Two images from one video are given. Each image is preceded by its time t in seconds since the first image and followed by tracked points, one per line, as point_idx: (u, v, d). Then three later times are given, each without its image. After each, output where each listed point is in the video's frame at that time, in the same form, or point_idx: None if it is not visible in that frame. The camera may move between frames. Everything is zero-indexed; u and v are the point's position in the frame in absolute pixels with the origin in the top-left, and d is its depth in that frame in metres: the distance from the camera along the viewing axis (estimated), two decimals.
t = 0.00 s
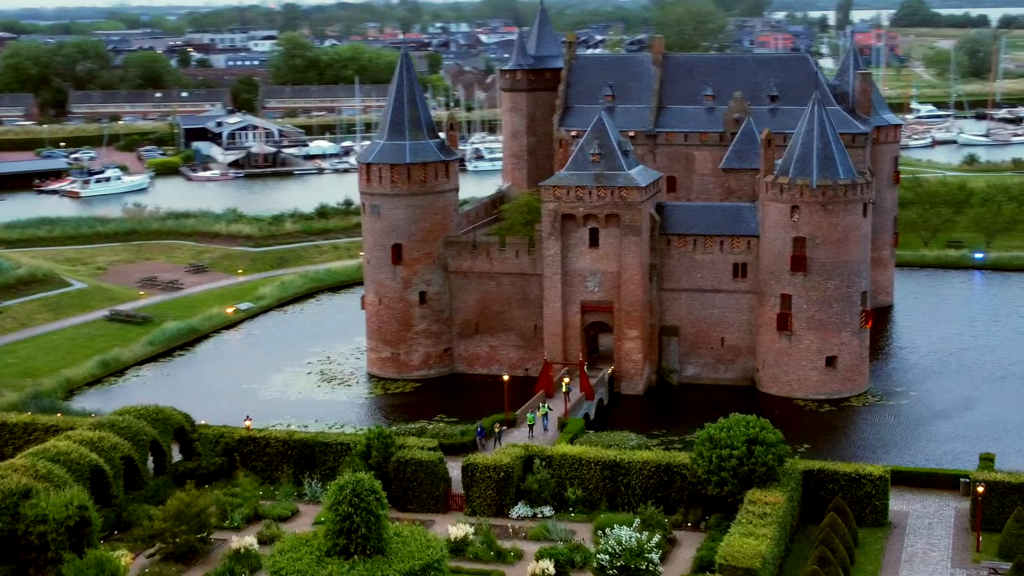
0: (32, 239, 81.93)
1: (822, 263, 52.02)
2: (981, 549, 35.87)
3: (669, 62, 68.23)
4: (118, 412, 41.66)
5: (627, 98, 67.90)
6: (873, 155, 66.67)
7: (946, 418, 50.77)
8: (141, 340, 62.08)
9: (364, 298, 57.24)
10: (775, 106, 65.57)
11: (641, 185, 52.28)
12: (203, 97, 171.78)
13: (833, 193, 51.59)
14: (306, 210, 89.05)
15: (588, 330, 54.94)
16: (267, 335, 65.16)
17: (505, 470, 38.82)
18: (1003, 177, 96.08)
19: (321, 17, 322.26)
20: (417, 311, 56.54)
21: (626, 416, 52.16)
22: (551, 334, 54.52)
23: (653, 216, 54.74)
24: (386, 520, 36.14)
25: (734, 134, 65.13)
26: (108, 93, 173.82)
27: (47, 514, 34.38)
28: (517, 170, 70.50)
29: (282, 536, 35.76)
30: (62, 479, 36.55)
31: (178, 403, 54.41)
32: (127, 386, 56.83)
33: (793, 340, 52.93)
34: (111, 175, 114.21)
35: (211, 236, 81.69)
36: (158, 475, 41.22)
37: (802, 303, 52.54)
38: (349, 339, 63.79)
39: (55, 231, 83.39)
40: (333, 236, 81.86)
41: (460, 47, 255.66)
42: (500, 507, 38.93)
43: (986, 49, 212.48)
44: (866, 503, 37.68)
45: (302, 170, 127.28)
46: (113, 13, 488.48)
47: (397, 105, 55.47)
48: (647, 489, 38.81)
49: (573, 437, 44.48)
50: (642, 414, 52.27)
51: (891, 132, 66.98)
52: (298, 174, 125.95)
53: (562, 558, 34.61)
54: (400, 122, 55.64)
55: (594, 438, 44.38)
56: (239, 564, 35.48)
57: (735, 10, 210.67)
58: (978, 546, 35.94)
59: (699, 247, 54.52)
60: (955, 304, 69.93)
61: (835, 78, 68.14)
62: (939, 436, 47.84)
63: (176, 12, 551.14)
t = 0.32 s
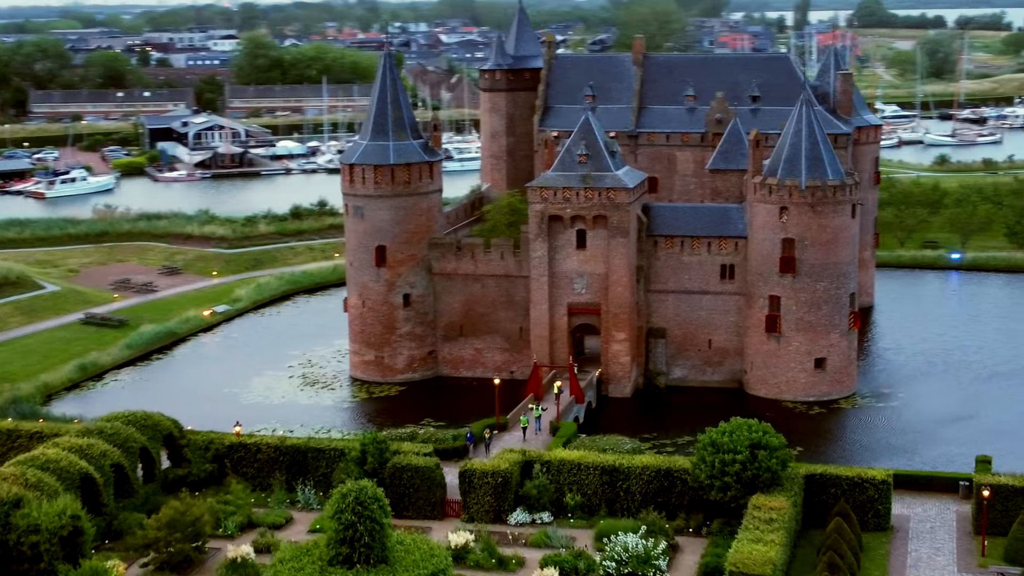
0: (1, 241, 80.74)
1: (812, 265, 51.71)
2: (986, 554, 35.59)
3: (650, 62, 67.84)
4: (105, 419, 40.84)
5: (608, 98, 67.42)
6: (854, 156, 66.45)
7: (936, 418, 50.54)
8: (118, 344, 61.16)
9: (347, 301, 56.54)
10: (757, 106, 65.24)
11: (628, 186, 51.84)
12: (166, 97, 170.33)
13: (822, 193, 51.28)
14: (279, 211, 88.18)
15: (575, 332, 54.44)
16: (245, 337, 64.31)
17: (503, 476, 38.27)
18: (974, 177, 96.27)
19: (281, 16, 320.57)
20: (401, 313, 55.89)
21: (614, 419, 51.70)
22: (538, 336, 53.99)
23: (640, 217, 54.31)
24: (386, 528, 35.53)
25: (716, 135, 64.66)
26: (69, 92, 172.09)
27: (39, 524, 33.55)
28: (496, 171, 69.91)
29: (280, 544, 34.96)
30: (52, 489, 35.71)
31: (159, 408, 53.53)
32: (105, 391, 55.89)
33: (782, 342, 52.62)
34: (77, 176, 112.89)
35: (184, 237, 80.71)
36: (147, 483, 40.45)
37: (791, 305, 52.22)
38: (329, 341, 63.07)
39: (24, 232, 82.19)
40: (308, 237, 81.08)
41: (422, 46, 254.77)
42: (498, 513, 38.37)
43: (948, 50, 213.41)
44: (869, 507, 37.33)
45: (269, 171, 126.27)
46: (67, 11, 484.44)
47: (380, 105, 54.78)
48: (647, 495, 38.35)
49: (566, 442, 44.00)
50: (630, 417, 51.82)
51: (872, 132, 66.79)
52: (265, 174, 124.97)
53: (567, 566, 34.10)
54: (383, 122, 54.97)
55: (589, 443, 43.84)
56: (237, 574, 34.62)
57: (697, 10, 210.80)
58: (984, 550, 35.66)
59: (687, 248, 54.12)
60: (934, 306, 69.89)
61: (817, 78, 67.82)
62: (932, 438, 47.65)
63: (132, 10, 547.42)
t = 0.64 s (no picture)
0: None
1: (799, 267, 51.36)
2: (990, 560, 35.26)
3: (629, 63, 67.43)
4: (90, 426, 39.91)
5: (587, 99, 66.96)
6: (834, 157, 66.20)
7: (927, 418, 50.19)
8: (93, 349, 60.18)
9: (328, 304, 55.76)
10: (737, 107, 64.90)
11: (615, 188, 51.38)
12: (127, 96, 168.71)
13: (809, 196, 50.95)
14: (250, 213, 87.26)
15: (560, 335, 53.89)
16: (221, 341, 63.42)
17: (500, 484, 37.66)
18: (946, 178, 96.37)
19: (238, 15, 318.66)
20: (383, 317, 55.14)
21: (601, 423, 51.18)
22: (523, 340, 53.38)
23: (626, 219, 53.81)
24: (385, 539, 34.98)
25: (698, 136, 64.45)
26: (28, 92, 170.15)
27: (29, 537, 32.65)
28: (473, 172, 69.30)
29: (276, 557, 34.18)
30: (41, 500, 34.80)
31: (138, 414, 52.57)
32: (82, 397, 54.92)
33: (769, 345, 52.23)
34: (40, 177, 111.40)
35: (155, 239, 79.68)
36: (134, 492, 39.55)
37: (778, 308, 51.83)
38: (308, 344, 62.31)
39: None
40: (280, 240, 80.22)
41: (382, 46, 253.69)
42: (495, 521, 37.76)
43: (907, 51, 214.32)
44: (870, 513, 36.96)
45: (235, 172, 125.14)
46: (20, 10, 480.03)
47: (362, 105, 54.07)
48: (646, 501, 37.87)
49: (558, 448, 43.49)
50: (617, 422, 51.26)
51: (852, 134, 66.57)
52: (231, 176, 123.84)
53: None
54: (365, 123, 54.20)
55: (581, 449, 43.29)
56: None
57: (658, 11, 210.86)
58: (988, 556, 35.33)
59: (673, 251, 53.66)
60: (912, 308, 69.81)
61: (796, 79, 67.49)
62: (923, 441, 47.34)
63: (85, 9, 543.03)
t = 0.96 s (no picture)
0: None
1: (780, 270, 51.01)
2: (988, 567, 34.89)
3: (602, 64, 66.97)
4: (68, 436, 38.92)
5: (559, 100, 66.46)
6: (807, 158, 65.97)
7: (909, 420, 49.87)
8: (60, 355, 59.09)
9: (302, 309, 54.89)
10: (710, 108, 64.60)
11: (594, 190, 50.88)
12: (80, 96, 166.70)
13: (790, 198, 50.60)
14: (214, 215, 86.14)
15: (538, 340, 53.27)
16: (190, 346, 62.40)
17: (490, 492, 37.02)
18: (910, 179, 96.45)
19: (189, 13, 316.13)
20: (359, 322, 54.34)
21: (582, 428, 50.61)
22: (501, 344, 52.71)
23: (604, 221, 53.25)
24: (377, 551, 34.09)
25: (670, 136, 64.05)
26: None
27: (13, 552, 31.61)
28: (444, 174, 68.61)
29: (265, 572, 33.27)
30: (21, 513, 33.77)
31: (108, 422, 51.49)
32: (50, 405, 53.80)
33: (750, 348, 51.81)
34: None
35: (118, 242, 78.49)
36: (113, 503, 38.59)
37: (759, 311, 51.43)
38: (279, 349, 61.40)
39: None
40: (245, 242, 79.23)
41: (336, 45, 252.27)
42: (485, 531, 37.08)
43: (860, 52, 215.26)
44: (865, 519, 36.51)
45: (193, 173, 123.78)
46: None
47: (337, 106, 53.30)
48: (638, 509, 37.34)
49: (544, 454, 42.93)
50: (597, 426, 50.65)
51: (825, 135, 66.37)
52: (188, 177, 122.49)
53: None
54: (339, 125, 53.39)
55: (566, 456, 42.68)
56: None
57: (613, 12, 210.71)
58: (985, 563, 34.96)
59: (652, 253, 53.15)
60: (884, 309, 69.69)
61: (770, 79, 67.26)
62: (908, 443, 46.98)
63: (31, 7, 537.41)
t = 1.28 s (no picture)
0: None
1: (762, 273, 50.55)
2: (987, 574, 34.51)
3: (575, 64, 66.43)
4: (44, 447, 37.85)
5: (532, 101, 65.82)
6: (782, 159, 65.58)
7: (892, 423, 49.50)
8: (25, 361, 57.92)
9: (275, 313, 53.96)
10: (684, 109, 64.14)
11: (575, 193, 50.23)
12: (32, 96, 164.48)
13: (772, 200, 50.13)
14: (177, 218, 84.97)
15: (517, 344, 52.56)
16: (158, 352, 61.29)
17: (481, 502, 36.31)
18: (875, 180, 96.50)
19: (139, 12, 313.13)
20: (334, 327, 53.46)
21: (563, 433, 49.95)
22: (480, 349, 51.97)
23: (583, 224, 52.59)
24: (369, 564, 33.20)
25: (645, 138, 63.59)
26: None
27: None
28: (415, 176, 67.82)
29: None
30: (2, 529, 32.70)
31: (78, 431, 50.38)
32: (17, 413, 52.58)
33: (731, 351, 51.32)
34: None
35: (80, 245, 77.20)
36: (92, 515, 37.57)
37: (741, 314, 50.95)
38: (249, 354, 60.43)
39: None
40: (211, 245, 78.13)
41: (290, 45, 250.60)
42: (475, 541, 36.35)
43: (815, 52, 216.12)
44: (861, 526, 36.03)
45: (151, 174, 122.35)
46: None
47: (311, 108, 52.45)
48: (630, 518, 36.75)
49: (530, 463, 42.31)
50: (578, 433, 50.01)
51: (798, 137, 65.98)
52: (147, 178, 121.05)
53: None
54: (313, 126, 52.54)
55: (552, 464, 42.04)
56: None
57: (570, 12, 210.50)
58: (985, 570, 34.58)
59: (632, 256, 52.54)
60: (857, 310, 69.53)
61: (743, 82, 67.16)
62: (894, 447, 46.61)
63: None
